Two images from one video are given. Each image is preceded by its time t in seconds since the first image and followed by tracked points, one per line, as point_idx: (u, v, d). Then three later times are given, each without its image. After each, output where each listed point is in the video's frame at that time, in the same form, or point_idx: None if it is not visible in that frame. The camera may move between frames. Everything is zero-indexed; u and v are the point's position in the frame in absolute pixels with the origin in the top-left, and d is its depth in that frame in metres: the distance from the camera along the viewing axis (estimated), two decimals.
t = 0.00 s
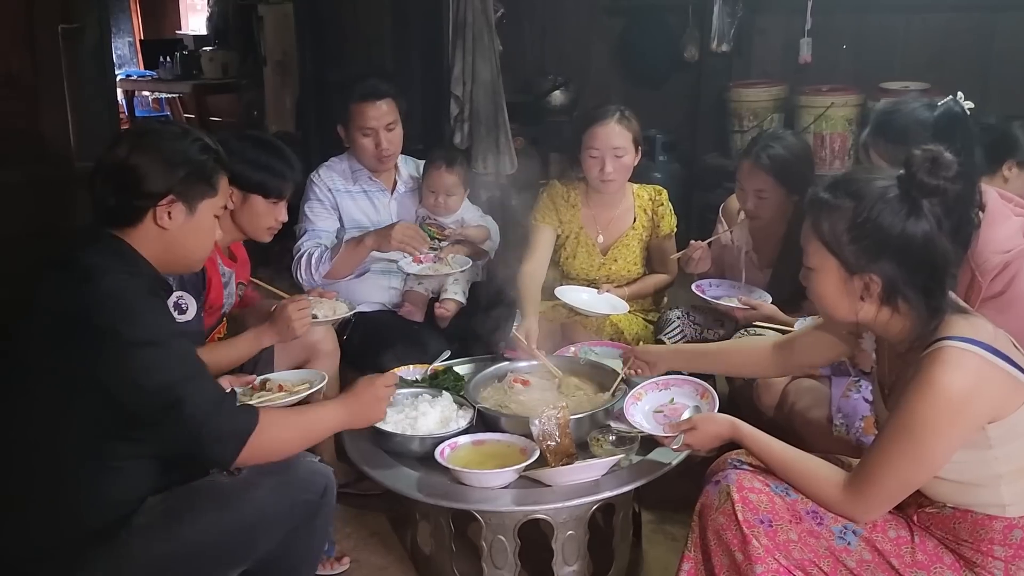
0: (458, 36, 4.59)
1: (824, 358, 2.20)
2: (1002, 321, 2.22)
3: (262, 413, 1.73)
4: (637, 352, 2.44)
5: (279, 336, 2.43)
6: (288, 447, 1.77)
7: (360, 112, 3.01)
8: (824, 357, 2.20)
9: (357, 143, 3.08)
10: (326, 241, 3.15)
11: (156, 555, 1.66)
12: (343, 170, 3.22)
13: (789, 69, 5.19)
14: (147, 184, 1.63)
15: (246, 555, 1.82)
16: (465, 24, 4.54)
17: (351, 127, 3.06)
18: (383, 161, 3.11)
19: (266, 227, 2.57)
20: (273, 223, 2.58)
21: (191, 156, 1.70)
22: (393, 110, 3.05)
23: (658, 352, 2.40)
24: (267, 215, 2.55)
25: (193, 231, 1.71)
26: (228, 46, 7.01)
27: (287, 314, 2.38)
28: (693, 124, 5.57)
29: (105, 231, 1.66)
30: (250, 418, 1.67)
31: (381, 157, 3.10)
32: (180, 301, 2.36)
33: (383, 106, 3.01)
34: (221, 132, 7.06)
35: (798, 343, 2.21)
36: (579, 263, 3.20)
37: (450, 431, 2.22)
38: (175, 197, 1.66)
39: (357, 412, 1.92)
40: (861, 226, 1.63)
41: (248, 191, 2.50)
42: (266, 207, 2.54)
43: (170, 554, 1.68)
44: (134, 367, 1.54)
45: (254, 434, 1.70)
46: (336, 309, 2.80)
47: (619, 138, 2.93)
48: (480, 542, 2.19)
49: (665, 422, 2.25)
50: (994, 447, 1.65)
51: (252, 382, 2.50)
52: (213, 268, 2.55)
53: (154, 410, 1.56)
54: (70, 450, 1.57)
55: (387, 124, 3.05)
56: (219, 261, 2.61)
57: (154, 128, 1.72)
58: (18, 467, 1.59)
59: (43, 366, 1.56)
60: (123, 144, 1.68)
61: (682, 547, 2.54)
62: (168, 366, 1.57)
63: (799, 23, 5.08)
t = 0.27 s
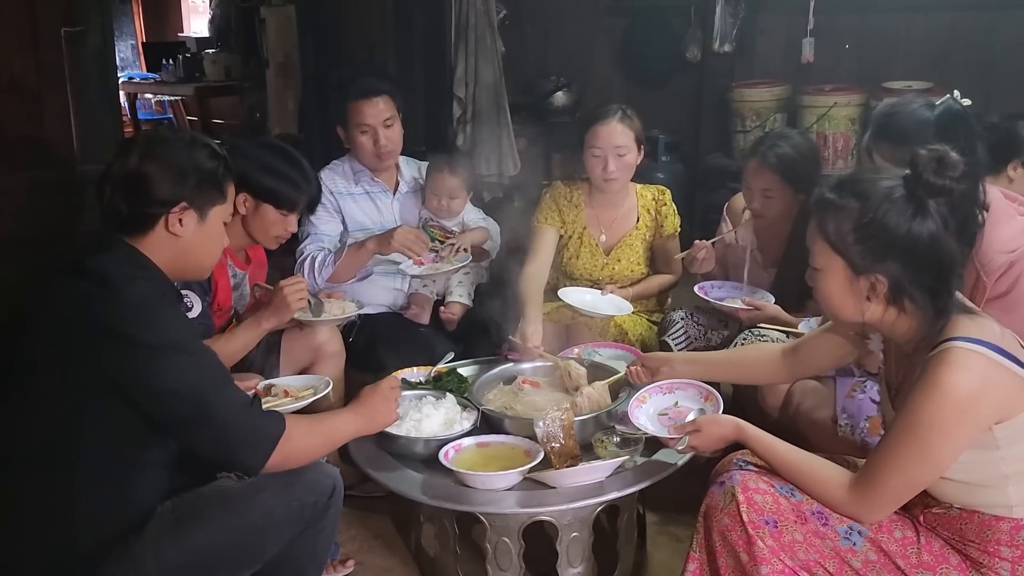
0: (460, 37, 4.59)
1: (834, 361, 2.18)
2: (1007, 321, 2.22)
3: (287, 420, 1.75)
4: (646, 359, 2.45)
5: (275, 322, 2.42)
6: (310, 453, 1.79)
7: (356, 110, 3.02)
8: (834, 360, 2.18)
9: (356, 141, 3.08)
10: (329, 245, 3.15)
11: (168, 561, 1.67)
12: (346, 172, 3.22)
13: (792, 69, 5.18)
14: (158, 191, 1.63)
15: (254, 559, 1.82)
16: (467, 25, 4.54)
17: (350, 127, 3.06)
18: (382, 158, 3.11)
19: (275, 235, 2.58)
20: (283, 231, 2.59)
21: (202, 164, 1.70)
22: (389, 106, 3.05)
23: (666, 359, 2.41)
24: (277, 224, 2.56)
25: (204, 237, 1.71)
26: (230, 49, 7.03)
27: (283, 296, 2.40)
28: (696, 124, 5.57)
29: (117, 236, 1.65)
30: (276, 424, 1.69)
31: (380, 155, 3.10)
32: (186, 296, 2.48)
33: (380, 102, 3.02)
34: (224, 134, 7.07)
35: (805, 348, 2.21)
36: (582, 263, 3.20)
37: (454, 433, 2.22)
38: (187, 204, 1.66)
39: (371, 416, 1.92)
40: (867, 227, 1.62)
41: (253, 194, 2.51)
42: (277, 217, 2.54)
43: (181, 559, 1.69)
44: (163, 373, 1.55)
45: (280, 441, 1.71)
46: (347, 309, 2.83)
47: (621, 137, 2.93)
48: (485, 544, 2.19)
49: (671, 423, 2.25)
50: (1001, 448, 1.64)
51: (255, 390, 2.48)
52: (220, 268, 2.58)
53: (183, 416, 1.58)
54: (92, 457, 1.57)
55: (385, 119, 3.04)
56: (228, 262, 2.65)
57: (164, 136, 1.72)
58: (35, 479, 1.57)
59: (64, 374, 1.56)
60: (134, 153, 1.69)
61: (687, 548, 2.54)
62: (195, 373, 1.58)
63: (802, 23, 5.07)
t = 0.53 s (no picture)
0: (461, 38, 4.60)
1: (833, 354, 2.20)
2: (1008, 321, 2.20)
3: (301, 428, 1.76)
4: (643, 335, 2.47)
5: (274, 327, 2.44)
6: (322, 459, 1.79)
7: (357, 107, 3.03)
8: (834, 353, 2.19)
9: (357, 136, 3.08)
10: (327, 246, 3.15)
11: (176, 566, 1.67)
12: (348, 173, 3.23)
13: (792, 70, 5.18)
14: (162, 199, 1.63)
15: (256, 561, 1.84)
16: (467, 27, 4.54)
17: (352, 122, 3.08)
18: (379, 152, 3.10)
19: (275, 238, 2.59)
20: (283, 235, 2.60)
21: (207, 171, 1.70)
22: (392, 104, 3.06)
23: (664, 334, 2.42)
24: (279, 228, 2.57)
25: (207, 243, 1.71)
26: (230, 50, 7.03)
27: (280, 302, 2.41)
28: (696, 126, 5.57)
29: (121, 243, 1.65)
30: (291, 431, 1.70)
31: (379, 150, 3.09)
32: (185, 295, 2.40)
33: (381, 99, 3.03)
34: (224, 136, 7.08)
35: (805, 340, 2.21)
36: (582, 262, 3.20)
37: (454, 435, 2.23)
38: (192, 211, 1.66)
39: (375, 419, 1.92)
40: (869, 226, 1.62)
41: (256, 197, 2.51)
42: (278, 221, 2.55)
43: (188, 561, 1.70)
44: (178, 383, 1.53)
45: (296, 447, 1.72)
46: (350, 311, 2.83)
47: (621, 135, 2.93)
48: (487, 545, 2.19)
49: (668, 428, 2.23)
50: (1002, 449, 1.64)
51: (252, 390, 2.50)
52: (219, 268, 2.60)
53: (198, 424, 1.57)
54: (95, 467, 1.53)
55: (386, 116, 3.05)
56: (229, 262, 2.65)
57: (169, 140, 1.71)
58: (35, 490, 1.52)
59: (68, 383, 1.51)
60: (138, 157, 1.67)
61: (688, 549, 2.54)
62: (210, 384, 1.57)
63: (802, 24, 5.08)
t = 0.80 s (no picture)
0: (461, 41, 4.60)
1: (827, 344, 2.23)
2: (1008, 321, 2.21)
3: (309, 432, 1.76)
4: (642, 297, 2.49)
5: (267, 340, 2.45)
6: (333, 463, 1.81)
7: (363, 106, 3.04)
8: (828, 343, 2.23)
9: (362, 135, 3.09)
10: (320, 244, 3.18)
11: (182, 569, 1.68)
12: (350, 173, 3.24)
13: (792, 71, 5.19)
14: (162, 203, 1.64)
15: (260, 560, 1.84)
16: (467, 29, 4.55)
17: (358, 121, 3.08)
18: (385, 152, 3.10)
19: (264, 241, 2.60)
20: (271, 237, 2.60)
21: (207, 174, 1.70)
22: (399, 105, 3.07)
23: (662, 300, 2.44)
24: (267, 230, 2.57)
25: (208, 246, 1.72)
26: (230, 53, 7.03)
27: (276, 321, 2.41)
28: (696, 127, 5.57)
29: (122, 248, 1.66)
30: (300, 435, 1.71)
31: (384, 149, 3.09)
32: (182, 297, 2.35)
33: (389, 99, 3.04)
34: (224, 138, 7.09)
35: (802, 328, 2.24)
36: (582, 260, 3.20)
37: (455, 437, 2.23)
38: (192, 214, 1.67)
39: (386, 433, 1.97)
40: (869, 224, 1.63)
41: (258, 197, 2.52)
42: (266, 223, 2.56)
43: (193, 564, 1.71)
44: (192, 390, 1.55)
45: (305, 450, 1.73)
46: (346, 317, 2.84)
47: (620, 135, 2.93)
48: (487, 547, 2.19)
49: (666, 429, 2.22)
50: (1001, 450, 1.65)
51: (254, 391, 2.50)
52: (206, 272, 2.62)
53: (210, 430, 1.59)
54: (104, 473, 1.53)
55: (393, 116, 3.06)
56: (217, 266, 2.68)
57: (170, 143, 1.71)
58: (41, 497, 1.50)
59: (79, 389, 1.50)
60: (139, 160, 1.67)
61: (688, 551, 2.54)
62: (222, 392, 1.58)
63: (801, 25, 5.09)
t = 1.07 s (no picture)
0: (460, 44, 4.61)
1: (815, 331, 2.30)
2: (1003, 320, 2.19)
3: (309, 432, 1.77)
4: (638, 268, 2.53)
5: (258, 331, 2.46)
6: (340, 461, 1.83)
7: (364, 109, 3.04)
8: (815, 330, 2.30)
9: (366, 136, 3.09)
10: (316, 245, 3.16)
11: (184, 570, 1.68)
12: (351, 174, 3.25)
13: (791, 74, 5.20)
14: (158, 205, 1.64)
15: (263, 559, 1.85)
16: (467, 32, 4.55)
17: (362, 122, 3.08)
18: (387, 154, 3.11)
19: (254, 243, 2.59)
20: (260, 239, 2.59)
21: (202, 175, 1.70)
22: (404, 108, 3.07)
23: (658, 273, 2.48)
24: (254, 232, 2.56)
25: (203, 248, 1.72)
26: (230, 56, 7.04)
27: (266, 309, 2.42)
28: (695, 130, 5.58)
29: (119, 252, 1.66)
30: (301, 435, 1.72)
31: (387, 151, 3.10)
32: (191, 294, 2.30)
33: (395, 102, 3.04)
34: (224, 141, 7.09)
35: (793, 314, 2.30)
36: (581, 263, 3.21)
37: (455, 439, 2.23)
38: (188, 215, 1.67)
39: (388, 430, 1.99)
40: (872, 219, 1.63)
41: (260, 197, 2.52)
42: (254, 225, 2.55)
43: (196, 565, 1.70)
44: (194, 390, 1.55)
45: (304, 451, 1.73)
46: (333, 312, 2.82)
47: (617, 140, 2.94)
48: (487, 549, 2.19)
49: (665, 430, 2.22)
50: (1000, 451, 1.65)
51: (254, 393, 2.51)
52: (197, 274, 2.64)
53: (212, 429, 1.59)
54: (106, 474, 1.52)
55: (398, 118, 3.06)
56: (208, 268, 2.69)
57: (165, 145, 1.71)
58: (47, 497, 1.50)
59: (82, 391, 1.50)
60: (135, 162, 1.67)
61: (688, 553, 2.54)
62: (223, 392, 1.59)
63: (801, 29, 5.10)
